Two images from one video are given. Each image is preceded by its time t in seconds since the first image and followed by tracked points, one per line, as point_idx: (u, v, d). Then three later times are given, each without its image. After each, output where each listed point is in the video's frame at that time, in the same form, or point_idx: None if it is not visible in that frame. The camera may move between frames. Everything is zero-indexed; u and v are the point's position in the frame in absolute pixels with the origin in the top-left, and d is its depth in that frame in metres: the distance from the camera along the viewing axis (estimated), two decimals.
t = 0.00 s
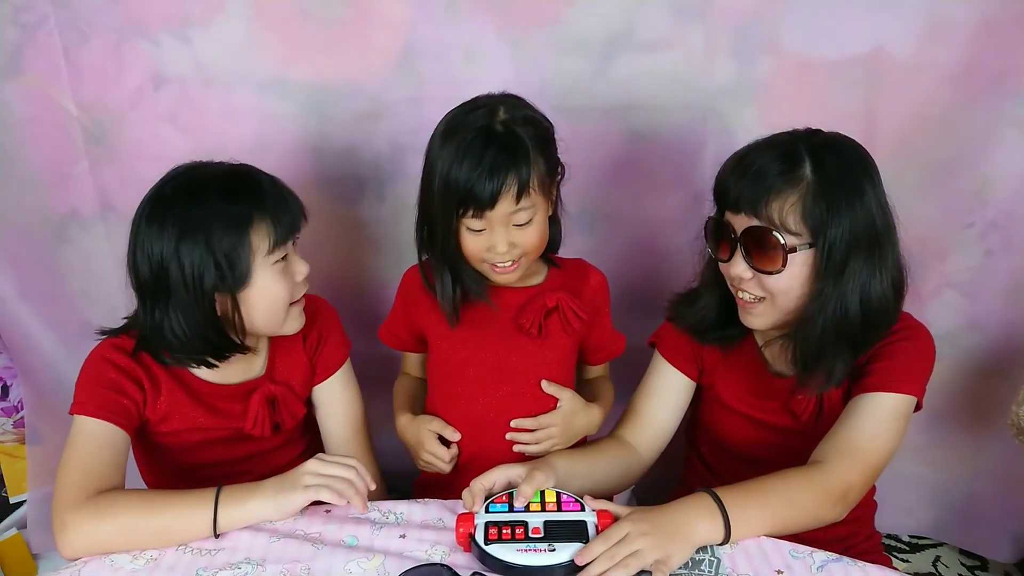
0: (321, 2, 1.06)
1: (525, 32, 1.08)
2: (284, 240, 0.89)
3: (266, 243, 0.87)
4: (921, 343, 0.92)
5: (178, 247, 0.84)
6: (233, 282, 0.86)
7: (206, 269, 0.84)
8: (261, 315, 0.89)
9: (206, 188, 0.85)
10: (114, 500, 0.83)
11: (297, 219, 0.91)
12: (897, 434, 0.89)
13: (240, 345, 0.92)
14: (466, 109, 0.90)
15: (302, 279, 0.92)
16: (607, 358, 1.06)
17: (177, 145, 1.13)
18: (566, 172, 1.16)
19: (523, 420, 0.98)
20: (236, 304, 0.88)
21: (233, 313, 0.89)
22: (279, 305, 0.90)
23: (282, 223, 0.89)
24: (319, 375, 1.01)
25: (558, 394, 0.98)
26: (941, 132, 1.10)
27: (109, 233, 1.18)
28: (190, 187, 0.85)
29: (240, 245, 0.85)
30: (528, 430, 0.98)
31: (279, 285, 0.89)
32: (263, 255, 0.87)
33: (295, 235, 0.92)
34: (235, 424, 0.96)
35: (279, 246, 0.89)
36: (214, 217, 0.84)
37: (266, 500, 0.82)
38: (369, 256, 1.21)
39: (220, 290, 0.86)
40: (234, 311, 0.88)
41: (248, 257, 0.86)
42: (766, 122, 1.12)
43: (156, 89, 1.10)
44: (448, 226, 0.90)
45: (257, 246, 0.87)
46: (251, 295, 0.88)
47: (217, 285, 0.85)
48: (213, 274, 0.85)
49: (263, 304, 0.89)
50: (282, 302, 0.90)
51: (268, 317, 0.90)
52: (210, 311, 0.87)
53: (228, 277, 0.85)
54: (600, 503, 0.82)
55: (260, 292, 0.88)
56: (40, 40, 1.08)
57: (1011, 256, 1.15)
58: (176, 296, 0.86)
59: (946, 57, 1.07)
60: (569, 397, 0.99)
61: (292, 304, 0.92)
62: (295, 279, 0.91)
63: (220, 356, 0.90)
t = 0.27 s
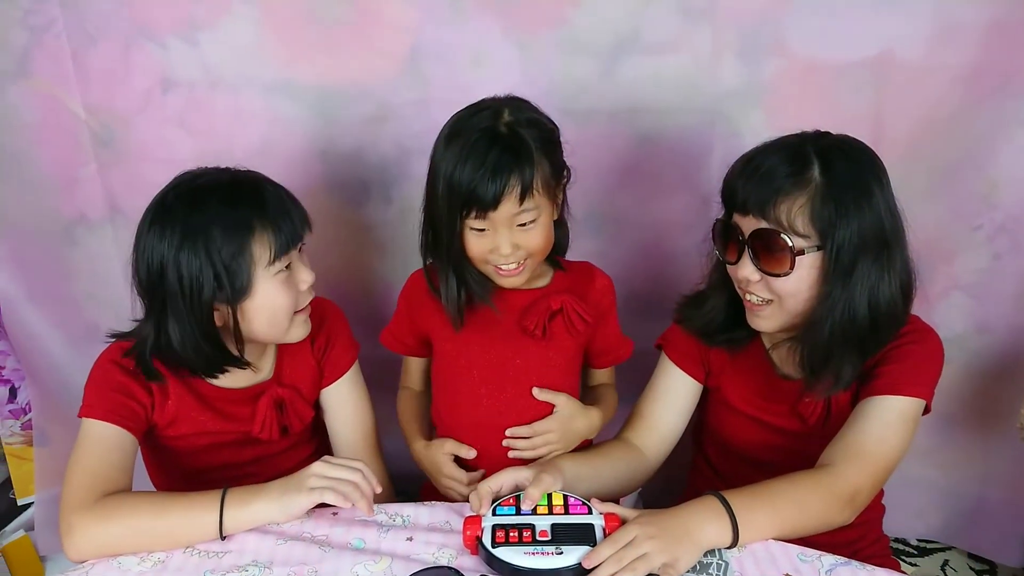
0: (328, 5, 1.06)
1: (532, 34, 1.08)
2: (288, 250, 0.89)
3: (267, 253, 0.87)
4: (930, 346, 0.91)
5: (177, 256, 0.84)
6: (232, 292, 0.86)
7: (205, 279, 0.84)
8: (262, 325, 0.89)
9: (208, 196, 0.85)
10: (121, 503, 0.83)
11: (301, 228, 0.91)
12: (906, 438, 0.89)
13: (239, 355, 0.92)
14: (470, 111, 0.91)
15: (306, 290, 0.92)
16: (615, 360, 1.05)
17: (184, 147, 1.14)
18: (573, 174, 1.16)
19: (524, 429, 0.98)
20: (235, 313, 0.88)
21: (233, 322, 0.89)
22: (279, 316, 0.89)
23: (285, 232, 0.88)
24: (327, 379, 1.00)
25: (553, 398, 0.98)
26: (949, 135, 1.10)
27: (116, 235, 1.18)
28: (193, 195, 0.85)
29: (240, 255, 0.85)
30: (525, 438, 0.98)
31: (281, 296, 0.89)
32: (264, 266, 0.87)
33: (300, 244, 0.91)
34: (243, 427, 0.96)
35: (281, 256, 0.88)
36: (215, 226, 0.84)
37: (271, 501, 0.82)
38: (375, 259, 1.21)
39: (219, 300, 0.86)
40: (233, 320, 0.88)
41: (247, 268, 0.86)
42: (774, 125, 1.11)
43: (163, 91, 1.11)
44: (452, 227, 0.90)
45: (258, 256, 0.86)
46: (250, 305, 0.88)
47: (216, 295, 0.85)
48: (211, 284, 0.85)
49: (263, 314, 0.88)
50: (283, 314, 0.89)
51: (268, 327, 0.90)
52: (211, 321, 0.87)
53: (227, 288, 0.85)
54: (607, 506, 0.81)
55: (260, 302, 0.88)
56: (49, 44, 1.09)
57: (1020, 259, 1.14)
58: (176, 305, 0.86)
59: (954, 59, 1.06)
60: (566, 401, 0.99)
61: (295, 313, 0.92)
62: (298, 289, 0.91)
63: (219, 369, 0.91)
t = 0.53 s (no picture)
0: (335, 10, 1.07)
1: (538, 38, 1.08)
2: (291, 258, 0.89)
3: (271, 261, 0.87)
4: (937, 350, 0.91)
5: (181, 264, 0.84)
6: (236, 300, 0.86)
7: (208, 285, 0.85)
8: (266, 332, 0.89)
9: (211, 203, 0.86)
10: (130, 507, 0.83)
11: (307, 236, 0.91)
12: (913, 442, 0.88)
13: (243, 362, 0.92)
14: (458, 111, 0.92)
15: (310, 298, 0.92)
16: (624, 352, 1.03)
17: (191, 152, 1.14)
18: (578, 178, 1.16)
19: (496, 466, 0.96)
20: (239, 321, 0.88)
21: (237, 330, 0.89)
22: (283, 324, 0.90)
23: (289, 240, 0.88)
24: (333, 383, 1.01)
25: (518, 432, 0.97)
26: (956, 137, 1.09)
27: (124, 239, 1.18)
28: (197, 202, 0.86)
29: (243, 263, 0.85)
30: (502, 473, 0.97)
31: (285, 304, 0.89)
32: (267, 274, 0.87)
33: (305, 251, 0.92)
34: (250, 432, 0.96)
35: (285, 264, 0.88)
36: (218, 233, 0.84)
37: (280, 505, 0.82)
38: (381, 262, 1.21)
39: (222, 307, 0.86)
40: (237, 328, 0.88)
41: (250, 276, 0.86)
42: (780, 128, 1.11)
43: (171, 96, 1.11)
44: (441, 224, 0.91)
45: (261, 264, 0.87)
46: (255, 313, 0.88)
47: (219, 302, 0.86)
48: (215, 291, 0.85)
49: (267, 321, 0.89)
50: (287, 321, 0.90)
51: (273, 334, 0.90)
52: (215, 329, 0.87)
53: (231, 295, 0.86)
54: (614, 511, 0.81)
55: (264, 310, 0.88)
56: (57, 49, 1.09)
57: None
58: (180, 312, 0.86)
59: (961, 61, 1.06)
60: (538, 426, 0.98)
61: (300, 320, 0.92)
62: (302, 297, 0.91)
63: (226, 376, 0.91)
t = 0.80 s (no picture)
0: (340, 20, 1.08)
1: (540, 47, 1.09)
2: (293, 268, 0.90)
3: (272, 270, 0.88)
4: (936, 358, 0.92)
5: (182, 272, 0.85)
6: (236, 308, 0.87)
7: (209, 293, 0.86)
8: (267, 341, 0.90)
9: (214, 212, 0.87)
10: (136, 513, 0.84)
11: (310, 245, 0.92)
12: (912, 448, 0.89)
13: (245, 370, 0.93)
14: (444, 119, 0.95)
15: (311, 307, 0.93)
16: (621, 359, 1.05)
17: (197, 160, 1.15)
18: (580, 186, 1.16)
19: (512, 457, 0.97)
20: (240, 329, 0.89)
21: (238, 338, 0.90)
22: (284, 332, 0.90)
23: (290, 249, 0.89)
24: (337, 391, 1.02)
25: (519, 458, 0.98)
26: (956, 145, 1.10)
27: (130, 247, 1.19)
28: (199, 211, 0.87)
29: (244, 272, 0.86)
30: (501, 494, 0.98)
31: (287, 313, 0.90)
32: (269, 283, 0.88)
33: (307, 261, 0.92)
34: (255, 439, 0.98)
35: (286, 273, 0.89)
36: (220, 242, 0.85)
37: (285, 512, 0.83)
38: (384, 269, 1.22)
39: (223, 315, 0.87)
40: (238, 336, 0.89)
41: (250, 284, 0.87)
42: (781, 136, 1.12)
43: (177, 105, 1.12)
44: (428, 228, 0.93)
45: (262, 273, 0.88)
46: (255, 321, 0.89)
47: (220, 310, 0.87)
48: (215, 299, 0.86)
49: (268, 330, 0.90)
50: (288, 330, 0.90)
51: (273, 342, 0.91)
52: (216, 336, 0.88)
53: (231, 303, 0.87)
54: (616, 517, 0.82)
55: (265, 319, 0.89)
56: (65, 59, 1.10)
57: None
58: (182, 320, 0.88)
59: (960, 70, 1.07)
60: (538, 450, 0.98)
61: (301, 329, 0.93)
62: (303, 305, 0.92)
63: (227, 383, 0.92)
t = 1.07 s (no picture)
0: (340, 23, 1.08)
1: (541, 49, 1.09)
2: (290, 271, 0.89)
3: (268, 274, 0.88)
4: (938, 359, 0.91)
5: (178, 274, 0.85)
6: (232, 310, 0.87)
7: (205, 295, 0.86)
8: (263, 344, 0.90)
9: (211, 215, 0.87)
10: (138, 517, 0.84)
11: (308, 249, 0.92)
12: (914, 449, 0.89)
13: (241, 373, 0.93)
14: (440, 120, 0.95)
15: (308, 310, 0.93)
16: (612, 362, 1.06)
17: (198, 163, 1.15)
18: (581, 188, 1.16)
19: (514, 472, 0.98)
20: (236, 332, 0.89)
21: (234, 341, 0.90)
22: (280, 336, 0.90)
23: (288, 252, 0.89)
24: (338, 395, 1.02)
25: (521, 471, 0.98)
26: (957, 146, 1.10)
27: (131, 251, 1.19)
28: (197, 213, 0.87)
29: (240, 275, 0.86)
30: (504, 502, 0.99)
31: (284, 316, 0.90)
32: (265, 286, 0.88)
33: (304, 264, 0.92)
34: (256, 442, 0.97)
35: (283, 277, 0.89)
36: (216, 244, 0.85)
37: (287, 515, 0.83)
38: (385, 272, 1.22)
39: (218, 318, 0.87)
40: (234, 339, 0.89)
41: (247, 287, 0.87)
42: (782, 137, 1.12)
43: (178, 109, 1.12)
44: (425, 227, 0.93)
45: (258, 276, 0.87)
46: (252, 324, 0.89)
47: (216, 313, 0.87)
48: (211, 301, 0.86)
49: (265, 333, 0.89)
50: (284, 333, 0.90)
51: (270, 345, 0.91)
52: (211, 339, 0.88)
53: (227, 306, 0.87)
54: (618, 520, 0.82)
55: (261, 322, 0.89)
56: (66, 63, 1.10)
57: None
58: (178, 322, 0.87)
59: (961, 71, 1.07)
60: (538, 463, 0.99)
61: (298, 333, 0.93)
62: (300, 309, 0.92)
63: (224, 386, 0.92)
